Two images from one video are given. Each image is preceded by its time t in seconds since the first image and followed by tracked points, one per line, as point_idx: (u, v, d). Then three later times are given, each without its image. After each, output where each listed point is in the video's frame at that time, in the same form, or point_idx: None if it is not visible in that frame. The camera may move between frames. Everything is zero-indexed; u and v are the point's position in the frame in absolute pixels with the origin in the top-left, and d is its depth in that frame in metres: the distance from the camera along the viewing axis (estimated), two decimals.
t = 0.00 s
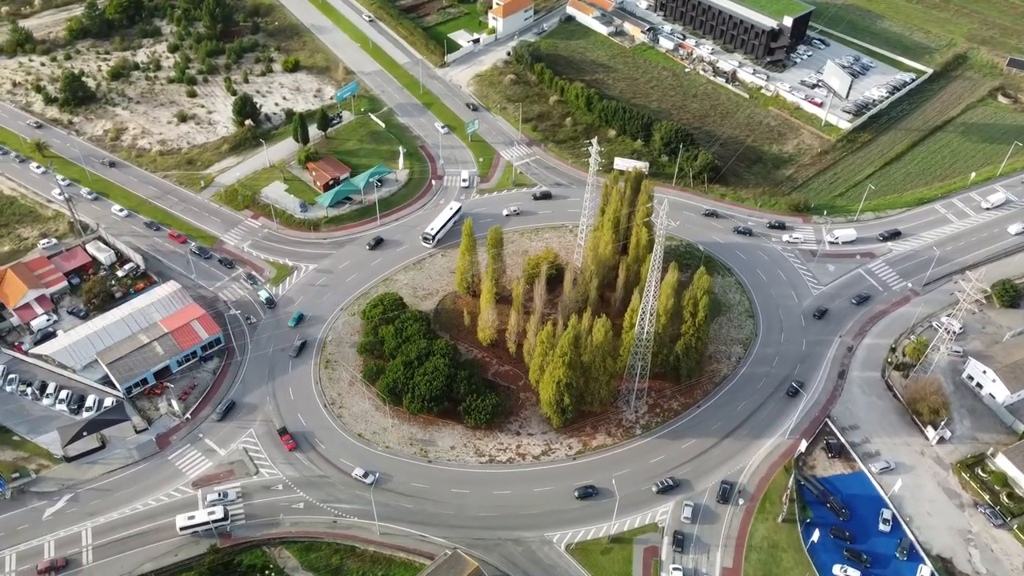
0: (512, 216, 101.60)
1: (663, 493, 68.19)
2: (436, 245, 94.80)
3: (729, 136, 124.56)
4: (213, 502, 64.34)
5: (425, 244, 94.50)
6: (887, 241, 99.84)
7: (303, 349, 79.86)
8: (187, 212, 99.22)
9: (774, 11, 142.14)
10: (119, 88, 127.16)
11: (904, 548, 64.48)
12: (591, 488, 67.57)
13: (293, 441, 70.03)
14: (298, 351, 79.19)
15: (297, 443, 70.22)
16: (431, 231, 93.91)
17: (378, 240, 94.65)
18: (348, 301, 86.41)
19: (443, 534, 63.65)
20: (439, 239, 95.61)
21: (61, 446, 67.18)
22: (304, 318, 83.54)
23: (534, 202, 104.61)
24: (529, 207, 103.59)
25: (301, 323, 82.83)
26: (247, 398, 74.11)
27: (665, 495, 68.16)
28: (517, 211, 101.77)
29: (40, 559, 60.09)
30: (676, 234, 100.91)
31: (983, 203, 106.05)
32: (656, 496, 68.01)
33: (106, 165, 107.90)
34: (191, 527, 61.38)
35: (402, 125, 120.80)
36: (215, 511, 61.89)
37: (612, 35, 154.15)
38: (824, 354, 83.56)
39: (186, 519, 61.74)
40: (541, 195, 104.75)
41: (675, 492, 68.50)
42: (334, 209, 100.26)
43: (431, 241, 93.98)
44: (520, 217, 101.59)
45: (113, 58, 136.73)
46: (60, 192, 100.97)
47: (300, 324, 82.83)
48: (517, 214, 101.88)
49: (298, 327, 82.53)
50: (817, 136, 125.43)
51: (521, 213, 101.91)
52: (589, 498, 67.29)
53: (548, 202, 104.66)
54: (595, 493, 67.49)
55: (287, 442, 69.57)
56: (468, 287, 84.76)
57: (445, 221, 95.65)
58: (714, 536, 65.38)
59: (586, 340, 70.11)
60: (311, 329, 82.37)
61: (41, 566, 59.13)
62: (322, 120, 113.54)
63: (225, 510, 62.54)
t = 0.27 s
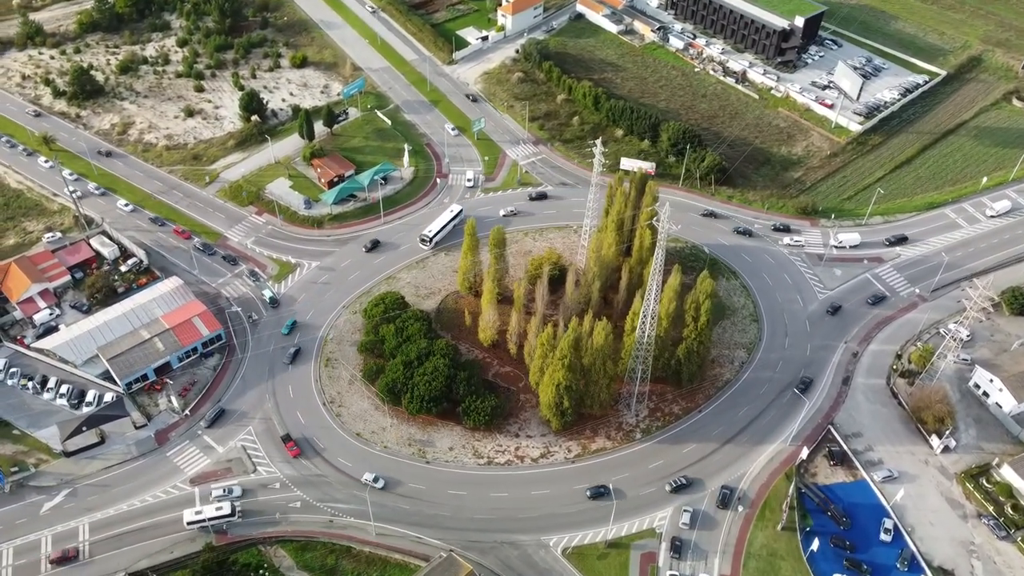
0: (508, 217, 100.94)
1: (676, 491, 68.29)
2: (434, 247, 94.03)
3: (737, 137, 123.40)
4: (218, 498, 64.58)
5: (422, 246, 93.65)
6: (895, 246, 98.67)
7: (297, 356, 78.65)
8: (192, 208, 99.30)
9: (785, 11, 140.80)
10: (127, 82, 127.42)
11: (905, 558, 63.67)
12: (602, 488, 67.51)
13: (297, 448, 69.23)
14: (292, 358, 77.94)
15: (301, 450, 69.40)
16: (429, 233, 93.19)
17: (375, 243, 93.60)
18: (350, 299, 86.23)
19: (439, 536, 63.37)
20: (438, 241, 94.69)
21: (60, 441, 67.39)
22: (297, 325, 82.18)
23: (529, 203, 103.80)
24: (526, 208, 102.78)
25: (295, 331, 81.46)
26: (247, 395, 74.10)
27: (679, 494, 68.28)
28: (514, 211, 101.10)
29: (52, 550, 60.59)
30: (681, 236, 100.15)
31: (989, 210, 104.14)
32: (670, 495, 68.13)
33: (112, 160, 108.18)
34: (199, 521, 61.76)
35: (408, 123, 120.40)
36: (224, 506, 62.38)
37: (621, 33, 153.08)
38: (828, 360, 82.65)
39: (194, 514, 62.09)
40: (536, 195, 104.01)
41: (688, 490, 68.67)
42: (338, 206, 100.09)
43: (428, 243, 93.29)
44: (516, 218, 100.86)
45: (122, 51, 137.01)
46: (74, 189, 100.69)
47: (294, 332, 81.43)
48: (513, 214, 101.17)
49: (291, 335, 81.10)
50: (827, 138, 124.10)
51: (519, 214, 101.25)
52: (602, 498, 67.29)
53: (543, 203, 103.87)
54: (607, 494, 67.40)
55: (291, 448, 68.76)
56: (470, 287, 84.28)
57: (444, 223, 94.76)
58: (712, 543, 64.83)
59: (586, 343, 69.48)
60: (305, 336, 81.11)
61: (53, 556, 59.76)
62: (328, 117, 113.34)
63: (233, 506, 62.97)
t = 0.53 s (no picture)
0: (505, 218, 100.25)
1: (689, 490, 68.33)
2: (431, 249, 93.14)
3: (746, 138, 122.27)
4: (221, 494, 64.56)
5: (419, 247, 92.78)
6: (903, 251, 97.53)
7: (290, 364, 77.41)
8: (196, 203, 99.38)
9: (797, 11, 139.36)
10: (135, 76, 127.64)
11: (905, 569, 62.84)
12: (614, 488, 67.42)
13: (301, 455, 68.35)
14: (285, 366, 76.75)
15: (305, 457, 68.52)
16: (425, 235, 92.42)
17: (371, 245, 92.70)
18: (351, 297, 86.05)
19: (435, 538, 63.12)
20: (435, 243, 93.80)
21: (59, 436, 67.58)
22: (290, 333, 80.88)
23: (525, 204, 102.94)
24: (522, 209, 101.96)
25: (287, 338, 80.12)
26: (247, 392, 74.10)
27: (692, 492, 68.31)
28: (511, 211, 100.40)
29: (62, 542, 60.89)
30: (686, 237, 99.36)
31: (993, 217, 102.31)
32: (683, 494, 68.17)
33: (118, 154, 108.39)
34: (205, 517, 61.77)
35: (414, 120, 119.98)
36: (231, 502, 62.46)
37: (631, 32, 151.94)
38: (832, 366, 81.75)
39: (201, 509, 62.08)
40: (532, 196, 103.26)
41: (702, 488, 68.77)
42: (342, 204, 99.88)
43: (425, 245, 92.44)
44: (513, 218, 100.13)
45: (131, 45, 137.25)
46: (87, 187, 100.48)
47: (286, 339, 80.07)
48: (510, 215, 100.48)
49: (284, 343, 79.72)
50: (836, 140, 122.78)
51: (517, 214, 100.59)
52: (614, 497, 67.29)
53: (539, 203, 103.07)
54: (618, 493, 67.44)
55: (295, 455, 67.91)
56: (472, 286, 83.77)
57: (442, 226, 93.99)
58: (710, 549, 64.26)
59: (586, 346, 68.88)
60: (298, 344, 79.79)
61: (62, 546, 60.00)
62: (334, 114, 113.12)
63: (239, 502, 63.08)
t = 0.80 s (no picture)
0: (501, 218, 99.57)
1: (702, 489, 68.48)
2: (426, 251, 91.94)
3: (754, 140, 121.07)
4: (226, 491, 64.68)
5: (415, 248, 91.61)
6: (912, 256, 96.38)
7: (283, 370, 76.24)
8: (200, 198, 99.44)
9: (809, 11, 137.83)
10: (143, 70, 127.78)
11: None
12: (627, 488, 67.37)
13: (306, 462, 67.53)
14: (277, 373, 75.57)
15: (310, 464, 67.63)
16: (422, 237, 91.04)
17: (366, 249, 91.67)
18: (352, 295, 85.83)
19: (431, 539, 62.86)
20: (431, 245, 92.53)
21: (58, 430, 67.81)
22: (283, 340, 79.58)
23: (520, 205, 102.10)
24: (517, 209, 101.15)
25: (279, 346, 78.80)
26: (247, 389, 74.11)
27: (705, 491, 68.44)
28: (507, 212, 99.63)
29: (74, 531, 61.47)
30: (692, 239, 98.59)
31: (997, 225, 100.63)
32: (697, 492, 68.28)
33: (125, 148, 108.62)
34: (211, 513, 62.02)
35: (420, 118, 119.52)
36: (236, 499, 62.50)
37: (641, 30, 150.81)
38: (837, 372, 80.83)
39: (207, 505, 62.35)
40: (527, 197, 102.31)
41: (716, 487, 68.90)
42: (345, 201, 99.64)
43: (421, 247, 91.14)
44: (510, 219, 99.43)
45: (140, 39, 137.47)
46: (99, 184, 100.08)
47: (278, 347, 78.76)
48: (507, 215, 99.77)
49: (276, 350, 78.38)
50: (846, 142, 121.45)
51: (517, 215, 99.96)
52: (625, 497, 67.11)
53: (534, 204, 102.22)
54: (629, 494, 67.29)
55: (300, 462, 67.08)
56: (473, 286, 83.34)
57: (439, 228, 92.39)
58: (707, 556, 63.69)
59: (585, 349, 68.31)
60: (291, 351, 78.45)
61: (74, 537, 60.50)
62: (340, 110, 112.88)
63: (245, 499, 63.11)
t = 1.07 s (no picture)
0: (498, 219, 98.65)
1: (716, 487, 68.61)
2: (421, 253, 91.37)
3: (763, 141, 119.93)
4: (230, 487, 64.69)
5: (410, 250, 91.07)
6: (920, 261, 95.27)
7: (274, 377, 75.12)
8: (205, 193, 99.50)
9: (821, 11, 136.28)
10: (151, 64, 127.90)
11: None
12: (640, 488, 67.40)
13: (311, 469, 66.83)
14: (268, 381, 74.37)
15: (315, 471, 66.98)
16: (417, 239, 90.50)
17: (361, 252, 90.47)
18: (354, 293, 85.62)
19: (426, 541, 62.62)
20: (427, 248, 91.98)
21: (57, 425, 68.09)
22: (274, 348, 78.29)
23: (516, 205, 101.15)
24: (514, 209, 100.25)
25: (271, 354, 77.51)
26: (246, 386, 74.07)
27: (716, 490, 68.49)
28: (504, 211, 98.73)
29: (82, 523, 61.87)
30: (697, 241, 97.80)
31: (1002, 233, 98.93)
32: (708, 491, 68.35)
33: (131, 142, 108.85)
34: (217, 509, 62.50)
35: (427, 115, 119.07)
36: (242, 496, 62.95)
37: (650, 29, 149.68)
38: (840, 379, 79.94)
39: (213, 501, 62.79)
40: (523, 197, 101.22)
41: (728, 486, 68.93)
42: (349, 198, 99.40)
43: (416, 249, 90.64)
44: (507, 220, 98.56)
45: (149, 33, 137.64)
46: (109, 183, 99.19)
47: (270, 355, 77.48)
48: (511, 214, 99.25)
49: (267, 358, 77.09)
50: (856, 145, 120.13)
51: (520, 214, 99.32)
52: (636, 498, 67.08)
53: (530, 204, 101.21)
54: (642, 493, 67.36)
55: (305, 469, 66.42)
56: (475, 286, 82.98)
57: (435, 231, 91.60)
58: (705, 561, 63.21)
59: (585, 351, 67.78)
60: (283, 359, 77.18)
61: (84, 529, 60.90)
62: (346, 107, 112.60)
63: (251, 496, 63.53)
